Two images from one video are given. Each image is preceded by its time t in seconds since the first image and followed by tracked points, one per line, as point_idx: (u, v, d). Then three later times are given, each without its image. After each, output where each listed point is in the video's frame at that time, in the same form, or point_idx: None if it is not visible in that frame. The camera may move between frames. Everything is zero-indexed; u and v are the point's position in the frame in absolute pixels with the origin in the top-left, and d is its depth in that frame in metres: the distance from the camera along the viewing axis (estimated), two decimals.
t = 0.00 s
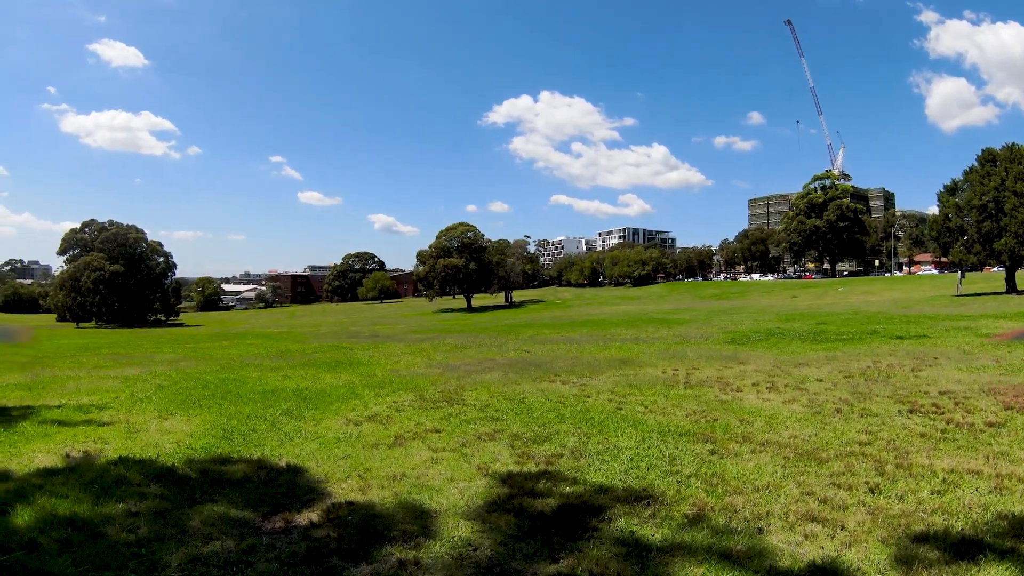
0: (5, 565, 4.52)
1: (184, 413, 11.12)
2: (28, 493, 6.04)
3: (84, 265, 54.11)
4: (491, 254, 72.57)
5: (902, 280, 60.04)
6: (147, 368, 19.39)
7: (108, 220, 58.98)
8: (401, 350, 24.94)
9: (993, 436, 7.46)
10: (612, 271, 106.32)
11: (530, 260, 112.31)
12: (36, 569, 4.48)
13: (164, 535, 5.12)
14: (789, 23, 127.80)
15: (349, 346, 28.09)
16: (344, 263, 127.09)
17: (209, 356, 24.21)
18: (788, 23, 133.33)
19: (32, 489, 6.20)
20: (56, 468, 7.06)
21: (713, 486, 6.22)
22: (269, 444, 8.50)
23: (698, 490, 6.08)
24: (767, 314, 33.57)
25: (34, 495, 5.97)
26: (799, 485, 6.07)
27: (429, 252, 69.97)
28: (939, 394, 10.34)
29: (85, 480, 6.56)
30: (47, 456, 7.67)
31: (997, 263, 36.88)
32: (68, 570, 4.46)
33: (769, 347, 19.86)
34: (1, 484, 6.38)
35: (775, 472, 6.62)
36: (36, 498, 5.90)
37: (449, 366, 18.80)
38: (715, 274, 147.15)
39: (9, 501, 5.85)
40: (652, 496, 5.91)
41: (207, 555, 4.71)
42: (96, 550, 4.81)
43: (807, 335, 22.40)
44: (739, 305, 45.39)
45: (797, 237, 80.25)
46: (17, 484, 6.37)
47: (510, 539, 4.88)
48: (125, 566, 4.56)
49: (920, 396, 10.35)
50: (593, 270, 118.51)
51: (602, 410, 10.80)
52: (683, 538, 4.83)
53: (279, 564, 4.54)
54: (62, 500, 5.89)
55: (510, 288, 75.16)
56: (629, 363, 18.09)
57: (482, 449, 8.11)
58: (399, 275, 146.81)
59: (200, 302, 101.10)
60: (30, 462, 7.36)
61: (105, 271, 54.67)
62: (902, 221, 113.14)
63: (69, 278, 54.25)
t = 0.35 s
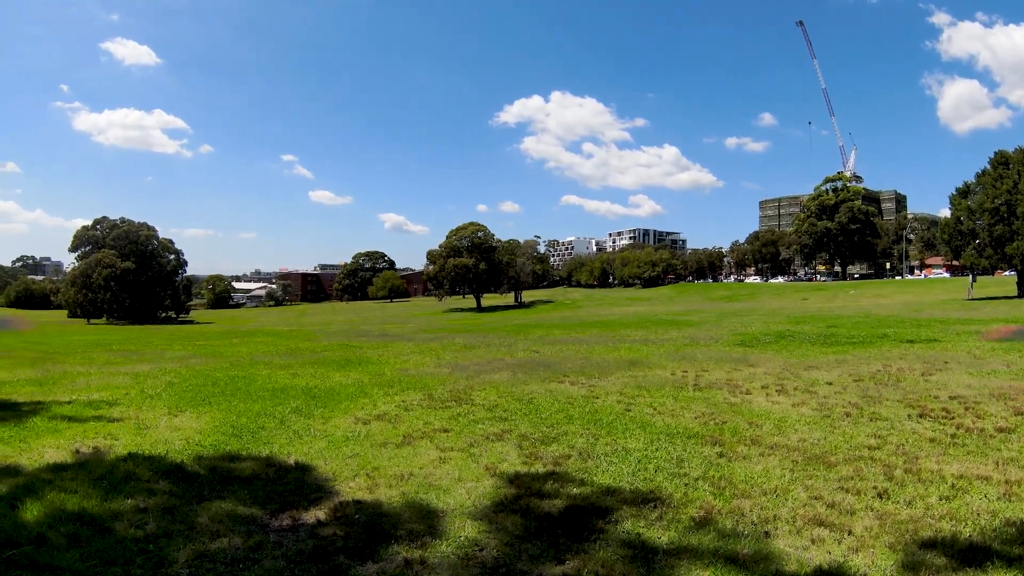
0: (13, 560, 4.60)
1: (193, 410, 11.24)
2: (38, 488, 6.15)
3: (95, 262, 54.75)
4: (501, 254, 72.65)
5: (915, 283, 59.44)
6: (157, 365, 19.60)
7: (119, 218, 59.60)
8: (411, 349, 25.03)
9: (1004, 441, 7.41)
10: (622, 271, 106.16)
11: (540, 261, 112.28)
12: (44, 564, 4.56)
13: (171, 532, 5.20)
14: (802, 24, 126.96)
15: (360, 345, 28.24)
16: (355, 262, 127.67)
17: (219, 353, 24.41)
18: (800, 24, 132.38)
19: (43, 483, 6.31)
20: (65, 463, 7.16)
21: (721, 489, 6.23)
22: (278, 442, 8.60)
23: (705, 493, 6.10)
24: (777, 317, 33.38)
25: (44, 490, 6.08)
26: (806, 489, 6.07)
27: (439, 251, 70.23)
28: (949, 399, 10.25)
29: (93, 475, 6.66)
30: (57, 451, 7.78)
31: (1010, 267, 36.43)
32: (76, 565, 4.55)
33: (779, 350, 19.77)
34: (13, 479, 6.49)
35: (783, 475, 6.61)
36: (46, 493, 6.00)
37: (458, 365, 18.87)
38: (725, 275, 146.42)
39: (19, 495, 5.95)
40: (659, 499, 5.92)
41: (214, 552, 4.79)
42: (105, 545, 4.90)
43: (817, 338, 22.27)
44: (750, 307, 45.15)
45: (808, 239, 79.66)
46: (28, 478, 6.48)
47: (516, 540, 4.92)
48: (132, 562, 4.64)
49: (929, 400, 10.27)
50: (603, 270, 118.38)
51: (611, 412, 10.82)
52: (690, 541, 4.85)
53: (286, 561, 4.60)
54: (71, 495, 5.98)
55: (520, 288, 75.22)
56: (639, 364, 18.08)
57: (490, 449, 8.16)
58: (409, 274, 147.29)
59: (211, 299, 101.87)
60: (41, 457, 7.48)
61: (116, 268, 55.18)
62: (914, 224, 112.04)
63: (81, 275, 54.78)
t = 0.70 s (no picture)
0: (32, 561, 4.73)
1: (211, 412, 11.44)
2: (56, 489, 6.30)
3: (112, 265, 55.86)
4: (516, 254, 72.75)
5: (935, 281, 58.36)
6: (174, 367, 19.95)
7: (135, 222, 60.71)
8: (427, 350, 25.14)
9: None
10: (637, 271, 105.77)
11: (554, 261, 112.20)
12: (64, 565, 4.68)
13: (190, 533, 5.32)
14: (815, 20, 124.87)
15: (376, 346, 28.41)
16: (370, 263, 128.64)
17: (235, 356, 24.77)
18: (812, 19, 130.70)
19: (61, 485, 6.47)
20: (83, 465, 7.33)
21: (738, 489, 6.23)
22: (295, 443, 8.74)
23: (722, 493, 6.10)
24: (793, 315, 32.98)
25: (62, 491, 6.23)
26: (824, 489, 6.03)
27: (453, 252, 70.52)
28: (967, 397, 10.13)
29: (110, 476, 6.83)
30: (74, 453, 7.96)
31: None
32: (93, 566, 4.66)
33: (795, 349, 19.59)
34: (33, 479, 6.66)
35: (801, 476, 6.57)
36: (64, 494, 6.15)
37: (474, 366, 18.97)
38: (740, 274, 144.92)
39: (38, 496, 6.11)
40: (676, 500, 5.93)
41: (231, 552, 4.90)
42: (123, 546, 5.03)
43: (833, 336, 22.01)
44: (766, 306, 44.76)
45: (824, 238, 78.53)
46: (46, 479, 6.64)
47: (532, 541, 4.97)
48: (150, 563, 4.76)
49: (947, 399, 10.13)
50: (617, 270, 117.91)
51: (626, 412, 10.82)
52: (707, 542, 4.85)
53: (302, 562, 4.69)
54: (88, 496, 6.13)
55: (535, 289, 75.33)
56: (654, 364, 18.02)
57: (506, 450, 8.22)
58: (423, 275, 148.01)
59: (227, 301, 103.24)
60: (59, 458, 7.65)
61: (133, 271, 56.18)
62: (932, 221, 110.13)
63: (98, 278, 55.87)
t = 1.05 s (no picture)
0: (59, 565, 4.89)
1: (234, 415, 11.71)
2: (81, 493, 6.52)
3: (135, 269, 57.41)
4: (536, 255, 72.79)
5: (962, 277, 56.82)
6: (197, 370, 20.41)
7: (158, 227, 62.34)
8: (448, 351, 25.32)
9: None
10: (658, 270, 105.00)
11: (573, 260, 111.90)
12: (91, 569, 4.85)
13: (214, 536, 5.49)
14: (833, 13, 122.98)
15: (398, 348, 28.71)
16: (391, 264, 130.01)
17: (257, 358, 25.25)
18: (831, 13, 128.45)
19: (85, 489, 6.70)
20: (106, 469, 7.57)
21: (763, 491, 6.19)
22: (318, 446, 8.91)
23: (746, 495, 6.09)
24: (814, 313, 32.40)
25: (87, 495, 6.45)
26: (849, 491, 6.00)
27: (474, 253, 70.87)
28: (992, 397, 9.94)
29: (134, 481, 7.05)
30: (99, 457, 8.21)
31: None
32: (119, 570, 4.83)
33: (817, 348, 19.28)
34: (59, 483, 6.90)
35: (825, 477, 6.52)
36: (89, 498, 6.36)
37: (496, 367, 19.05)
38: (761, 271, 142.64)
39: (64, 500, 6.33)
40: (699, 502, 5.92)
41: (255, 556, 5.04)
42: (147, 550, 5.20)
43: (856, 334, 21.62)
44: (788, 304, 44.08)
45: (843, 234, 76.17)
46: (72, 484, 6.87)
47: (555, 544, 5.02)
48: (175, 567, 4.91)
49: (971, 398, 9.96)
50: (638, 269, 117.16)
51: (648, 413, 10.75)
52: (731, 545, 4.86)
53: (326, 566, 4.81)
54: (113, 501, 6.34)
55: (555, 289, 75.30)
56: (676, 364, 17.88)
57: (528, 452, 8.26)
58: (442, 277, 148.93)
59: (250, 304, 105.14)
60: (83, 462, 7.89)
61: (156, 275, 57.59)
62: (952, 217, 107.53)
63: (121, 282, 57.13)
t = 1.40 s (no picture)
0: (94, 566, 4.99)
1: (268, 416, 11.96)
2: (116, 494, 6.67)
3: (169, 270, 59.33)
4: (567, 255, 72.38)
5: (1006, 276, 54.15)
6: (231, 371, 20.90)
7: (191, 229, 64.31)
8: (479, 352, 25.33)
9: None
10: (689, 270, 103.28)
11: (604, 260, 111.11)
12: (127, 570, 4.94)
13: (249, 539, 5.55)
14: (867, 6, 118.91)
15: (427, 348, 28.88)
16: (422, 264, 131.33)
17: (289, 358, 25.73)
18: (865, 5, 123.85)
19: (121, 490, 6.85)
20: (142, 470, 7.76)
21: (794, 501, 6.25)
22: (350, 448, 9.00)
23: (778, 504, 6.18)
24: (848, 315, 31.30)
25: (122, 497, 6.58)
26: (881, 502, 6.07)
27: (505, 253, 70.87)
28: None
29: (169, 482, 7.21)
30: (134, 458, 8.44)
31: None
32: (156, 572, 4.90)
33: (850, 350, 18.63)
34: (95, 484, 7.08)
35: (858, 487, 6.51)
36: (125, 500, 6.51)
37: (527, 369, 18.96)
38: (795, 271, 138.83)
39: (100, 501, 6.48)
40: (731, 511, 6.06)
41: (289, 561, 5.10)
42: (182, 552, 5.26)
43: (892, 336, 20.82)
44: (820, 304, 42.72)
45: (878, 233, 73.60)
46: (108, 485, 7.05)
47: (588, 553, 5.24)
48: (210, 570, 4.98)
49: (1006, 405, 9.63)
50: (669, 269, 115.31)
51: (680, 419, 10.51)
52: (762, 556, 5.06)
53: (361, 571, 4.95)
54: (149, 502, 6.47)
55: (586, 289, 74.82)
56: (708, 367, 17.46)
57: (560, 457, 8.20)
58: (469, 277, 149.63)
59: (282, 303, 107.45)
60: (119, 463, 8.13)
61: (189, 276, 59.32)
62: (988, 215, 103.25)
63: (155, 282, 59.52)
